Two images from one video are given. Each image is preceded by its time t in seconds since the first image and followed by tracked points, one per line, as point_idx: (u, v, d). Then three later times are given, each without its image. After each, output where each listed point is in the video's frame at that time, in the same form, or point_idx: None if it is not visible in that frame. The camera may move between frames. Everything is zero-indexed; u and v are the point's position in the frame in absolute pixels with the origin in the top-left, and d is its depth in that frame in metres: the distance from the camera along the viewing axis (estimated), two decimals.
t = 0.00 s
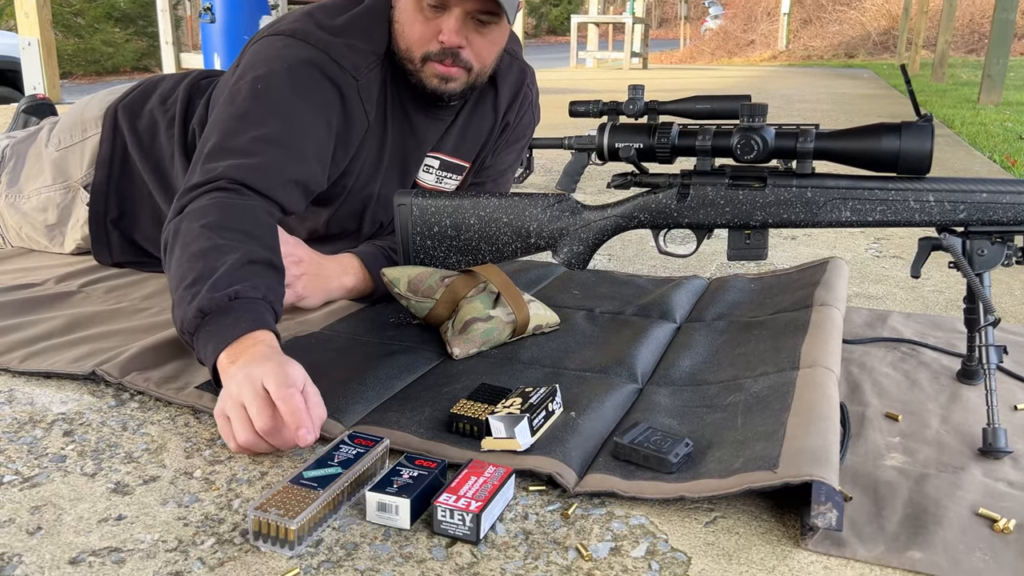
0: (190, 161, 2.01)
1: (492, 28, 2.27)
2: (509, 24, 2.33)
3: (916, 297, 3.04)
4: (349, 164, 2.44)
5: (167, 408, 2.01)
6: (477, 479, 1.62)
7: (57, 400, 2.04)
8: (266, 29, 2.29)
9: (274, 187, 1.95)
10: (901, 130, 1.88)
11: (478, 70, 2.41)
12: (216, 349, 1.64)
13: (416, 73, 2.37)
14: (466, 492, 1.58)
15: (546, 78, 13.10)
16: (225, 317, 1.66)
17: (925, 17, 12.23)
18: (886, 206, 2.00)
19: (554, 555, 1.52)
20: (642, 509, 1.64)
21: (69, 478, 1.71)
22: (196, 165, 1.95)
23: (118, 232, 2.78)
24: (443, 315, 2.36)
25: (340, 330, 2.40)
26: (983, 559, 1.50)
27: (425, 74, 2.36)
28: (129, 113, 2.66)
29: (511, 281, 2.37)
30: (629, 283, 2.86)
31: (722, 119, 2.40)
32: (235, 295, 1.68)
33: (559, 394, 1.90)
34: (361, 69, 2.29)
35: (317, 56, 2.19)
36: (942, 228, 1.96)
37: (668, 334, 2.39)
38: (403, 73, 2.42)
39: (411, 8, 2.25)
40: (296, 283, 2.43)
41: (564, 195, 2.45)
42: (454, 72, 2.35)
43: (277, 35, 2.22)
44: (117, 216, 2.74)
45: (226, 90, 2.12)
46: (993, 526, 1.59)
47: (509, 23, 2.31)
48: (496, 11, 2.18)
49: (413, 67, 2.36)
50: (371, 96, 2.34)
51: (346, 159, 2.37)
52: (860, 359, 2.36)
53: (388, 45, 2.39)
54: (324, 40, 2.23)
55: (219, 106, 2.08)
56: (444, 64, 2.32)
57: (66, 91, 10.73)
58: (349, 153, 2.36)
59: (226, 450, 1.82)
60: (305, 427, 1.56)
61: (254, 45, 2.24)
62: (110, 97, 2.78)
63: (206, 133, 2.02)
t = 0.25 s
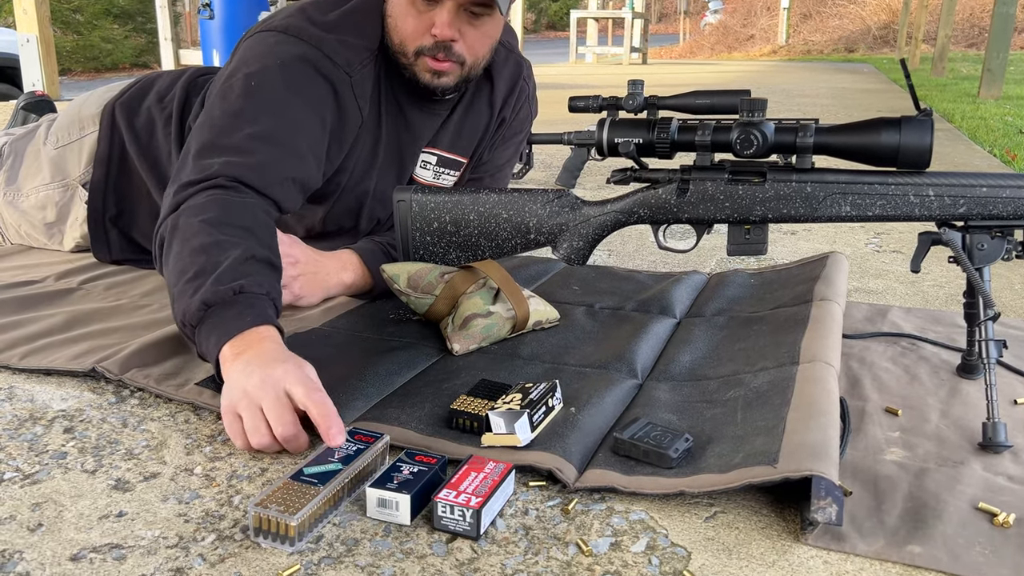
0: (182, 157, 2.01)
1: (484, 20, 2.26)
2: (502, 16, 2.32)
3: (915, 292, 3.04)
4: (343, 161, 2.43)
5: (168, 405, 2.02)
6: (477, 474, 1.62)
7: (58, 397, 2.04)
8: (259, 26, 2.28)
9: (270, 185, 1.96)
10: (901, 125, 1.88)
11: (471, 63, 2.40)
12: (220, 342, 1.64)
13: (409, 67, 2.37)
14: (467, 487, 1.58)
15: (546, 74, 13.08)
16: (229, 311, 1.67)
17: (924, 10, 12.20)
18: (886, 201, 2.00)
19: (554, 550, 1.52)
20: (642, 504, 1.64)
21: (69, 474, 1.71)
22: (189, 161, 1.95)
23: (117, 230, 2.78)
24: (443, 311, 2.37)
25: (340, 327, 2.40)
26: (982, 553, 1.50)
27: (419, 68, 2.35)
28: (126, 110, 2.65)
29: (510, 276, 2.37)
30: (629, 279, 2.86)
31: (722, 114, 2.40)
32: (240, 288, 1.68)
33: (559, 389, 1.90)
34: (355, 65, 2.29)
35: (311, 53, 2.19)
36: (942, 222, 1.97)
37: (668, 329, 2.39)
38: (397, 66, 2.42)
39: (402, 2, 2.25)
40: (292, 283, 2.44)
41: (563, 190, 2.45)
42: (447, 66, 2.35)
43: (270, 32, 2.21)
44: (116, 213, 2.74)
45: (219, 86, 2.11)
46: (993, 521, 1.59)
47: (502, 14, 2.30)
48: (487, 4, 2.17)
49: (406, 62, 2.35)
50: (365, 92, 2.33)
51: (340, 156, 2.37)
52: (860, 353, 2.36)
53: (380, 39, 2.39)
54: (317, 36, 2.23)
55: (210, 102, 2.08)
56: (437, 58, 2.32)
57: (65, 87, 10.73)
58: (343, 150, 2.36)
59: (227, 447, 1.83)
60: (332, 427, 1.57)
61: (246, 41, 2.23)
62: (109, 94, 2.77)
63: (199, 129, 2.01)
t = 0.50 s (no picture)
0: (185, 154, 2.00)
1: (486, 20, 2.27)
2: (502, 16, 2.34)
3: (915, 288, 3.04)
4: (346, 161, 2.43)
5: (168, 403, 2.02)
6: (477, 472, 1.62)
7: (58, 395, 2.04)
8: (259, 25, 2.28)
9: (276, 182, 1.96)
10: (900, 121, 1.87)
11: (472, 63, 2.41)
12: (236, 331, 1.60)
13: (411, 68, 2.36)
14: (466, 485, 1.58)
15: (545, 71, 13.07)
16: (244, 301, 1.63)
17: (924, 7, 12.19)
18: (885, 197, 1.99)
19: (554, 548, 1.52)
20: (642, 501, 1.65)
21: (69, 473, 1.71)
22: (193, 157, 1.94)
23: (117, 229, 2.78)
24: (443, 309, 2.37)
25: (339, 325, 2.40)
26: (982, 549, 1.51)
27: (420, 70, 2.35)
28: (124, 108, 2.64)
29: (510, 273, 2.38)
30: (629, 276, 2.86)
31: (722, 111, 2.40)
32: (255, 278, 1.65)
33: (559, 387, 1.90)
34: (357, 66, 2.29)
35: (312, 51, 2.19)
36: (942, 219, 1.97)
37: (668, 326, 2.39)
38: (396, 69, 2.41)
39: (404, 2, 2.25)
40: (295, 283, 2.43)
41: (562, 188, 2.45)
42: (448, 67, 2.36)
43: (270, 32, 2.21)
44: (115, 212, 2.74)
45: (221, 85, 2.10)
46: (992, 517, 1.59)
47: (503, 14, 2.32)
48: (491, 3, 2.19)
49: (407, 62, 2.34)
50: (366, 91, 2.34)
51: (342, 156, 2.38)
52: (859, 350, 2.36)
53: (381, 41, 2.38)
54: (319, 36, 2.22)
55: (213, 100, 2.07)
56: (439, 58, 2.32)
57: (64, 86, 10.73)
58: (345, 150, 2.37)
59: (227, 445, 1.83)
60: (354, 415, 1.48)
61: (247, 41, 2.22)
62: (108, 92, 2.77)
63: (203, 127, 2.00)
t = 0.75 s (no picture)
0: (202, 149, 1.96)
1: (494, 20, 2.27)
2: (509, 16, 2.34)
3: (915, 287, 3.04)
4: (353, 160, 2.43)
5: (168, 403, 2.02)
6: (478, 471, 1.62)
7: (58, 395, 2.04)
8: (268, 22, 2.28)
9: (296, 173, 1.94)
10: (900, 119, 1.87)
11: (478, 62, 2.41)
12: (272, 312, 1.52)
13: (416, 67, 2.36)
14: (467, 484, 1.58)
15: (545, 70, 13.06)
16: (280, 280, 1.55)
17: (923, 5, 12.18)
18: (885, 195, 1.99)
19: (554, 546, 1.52)
20: (642, 500, 1.65)
21: (70, 472, 1.71)
22: (213, 150, 1.90)
23: (116, 229, 2.77)
24: (443, 308, 2.36)
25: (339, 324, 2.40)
26: (981, 547, 1.51)
27: (425, 69, 2.35)
28: (124, 108, 2.64)
29: (510, 272, 2.37)
30: (629, 275, 2.86)
31: (722, 110, 2.40)
32: (291, 258, 1.59)
33: (559, 386, 1.90)
34: (367, 62, 2.29)
35: (323, 46, 2.19)
36: (941, 217, 1.97)
37: (668, 325, 2.40)
38: (402, 66, 2.41)
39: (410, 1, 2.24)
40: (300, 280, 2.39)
41: (563, 186, 2.45)
42: (454, 67, 2.36)
43: (281, 28, 2.21)
44: (115, 212, 2.74)
45: (235, 79, 2.09)
46: (993, 515, 1.59)
47: (510, 14, 2.32)
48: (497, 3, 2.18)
49: (413, 61, 2.34)
50: (375, 89, 2.34)
51: (351, 154, 2.38)
52: (859, 349, 2.36)
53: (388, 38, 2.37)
54: (328, 32, 2.22)
55: (229, 94, 2.05)
56: (444, 57, 2.31)
57: (63, 86, 10.72)
58: (353, 147, 2.38)
59: (227, 444, 1.83)
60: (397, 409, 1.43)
61: (255, 40, 2.21)
62: (107, 91, 2.77)
63: (220, 120, 1.97)
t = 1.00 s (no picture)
0: (206, 146, 1.96)
1: (497, 20, 2.26)
2: (511, 16, 2.33)
3: (914, 287, 3.04)
4: (354, 159, 2.44)
5: (168, 403, 2.02)
6: (477, 471, 1.62)
7: (57, 395, 2.04)
8: (270, 21, 2.28)
9: (299, 171, 1.94)
10: (899, 120, 1.87)
11: (481, 62, 2.41)
12: (275, 309, 1.52)
13: (418, 67, 2.36)
14: (466, 484, 1.58)
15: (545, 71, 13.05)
16: (285, 278, 1.55)
17: (923, 6, 12.17)
18: (885, 196, 1.99)
19: (554, 546, 1.52)
20: (641, 500, 1.65)
21: (69, 472, 1.71)
22: (217, 147, 1.90)
23: (116, 228, 2.78)
24: (442, 308, 2.37)
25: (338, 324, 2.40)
26: (981, 547, 1.51)
27: (428, 69, 2.35)
28: (124, 108, 2.64)
29: (509, 272, 2.37)
30: (628, 275, 2.86)
31: (721, 111, 2.40)
32: (297, 257, 1.58)
33: (558, 386, 1.90)
34: (369, 61, 2.29)
35: (326, 45, 2.19)
36: (941, 218, 1.97)
37: (668, 325, 2.40)
38: (404, 66, 2.41)
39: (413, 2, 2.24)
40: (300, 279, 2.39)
41: (563, 187, 2.45)
42: (457, 66, 2.36)
43: (284, 26, 2.21)
44: (115, 212, 2.74)
45: (238, 77, 2.09)
46: (992, 515, 1.59)
47: (512, 14, 2.31)
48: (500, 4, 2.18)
49: (416, 61, 2.35)
50: (378, 88, 2.34)
51: (352, 153, 2.39)
52: (859, 349, 2.36)
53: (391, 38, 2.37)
54: (332, 32, 2.22)
55: (232, 93, 2.05)
56: (447, 58, 2.31)
57: (62, 85, 10.71)
58: (355, 146, 2.38)
59: (226, 445, 1.83)
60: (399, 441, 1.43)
61: (258, 38, 2.21)
62: (107, 91, 2.77)
63: (223, 117, 1.97)
